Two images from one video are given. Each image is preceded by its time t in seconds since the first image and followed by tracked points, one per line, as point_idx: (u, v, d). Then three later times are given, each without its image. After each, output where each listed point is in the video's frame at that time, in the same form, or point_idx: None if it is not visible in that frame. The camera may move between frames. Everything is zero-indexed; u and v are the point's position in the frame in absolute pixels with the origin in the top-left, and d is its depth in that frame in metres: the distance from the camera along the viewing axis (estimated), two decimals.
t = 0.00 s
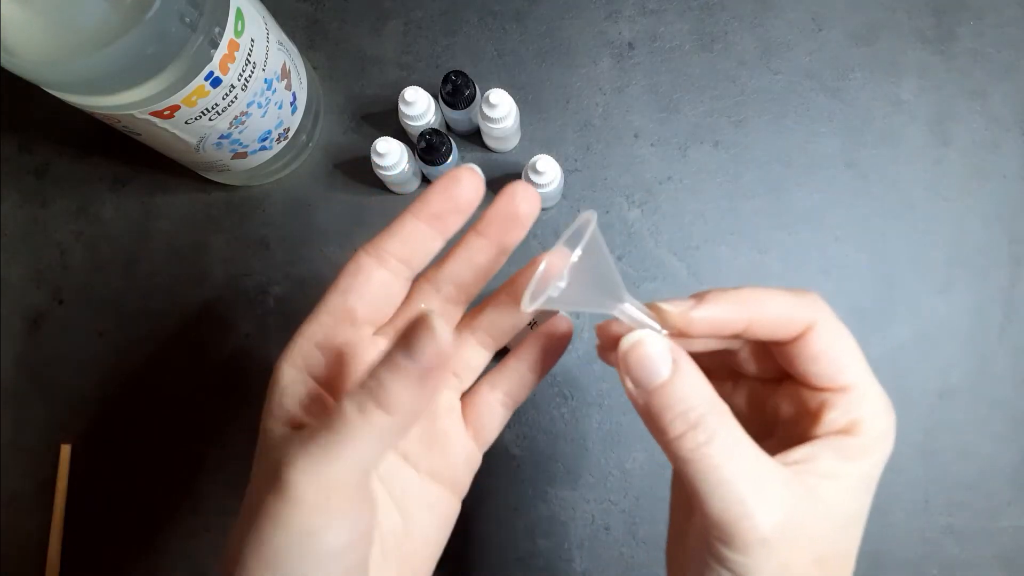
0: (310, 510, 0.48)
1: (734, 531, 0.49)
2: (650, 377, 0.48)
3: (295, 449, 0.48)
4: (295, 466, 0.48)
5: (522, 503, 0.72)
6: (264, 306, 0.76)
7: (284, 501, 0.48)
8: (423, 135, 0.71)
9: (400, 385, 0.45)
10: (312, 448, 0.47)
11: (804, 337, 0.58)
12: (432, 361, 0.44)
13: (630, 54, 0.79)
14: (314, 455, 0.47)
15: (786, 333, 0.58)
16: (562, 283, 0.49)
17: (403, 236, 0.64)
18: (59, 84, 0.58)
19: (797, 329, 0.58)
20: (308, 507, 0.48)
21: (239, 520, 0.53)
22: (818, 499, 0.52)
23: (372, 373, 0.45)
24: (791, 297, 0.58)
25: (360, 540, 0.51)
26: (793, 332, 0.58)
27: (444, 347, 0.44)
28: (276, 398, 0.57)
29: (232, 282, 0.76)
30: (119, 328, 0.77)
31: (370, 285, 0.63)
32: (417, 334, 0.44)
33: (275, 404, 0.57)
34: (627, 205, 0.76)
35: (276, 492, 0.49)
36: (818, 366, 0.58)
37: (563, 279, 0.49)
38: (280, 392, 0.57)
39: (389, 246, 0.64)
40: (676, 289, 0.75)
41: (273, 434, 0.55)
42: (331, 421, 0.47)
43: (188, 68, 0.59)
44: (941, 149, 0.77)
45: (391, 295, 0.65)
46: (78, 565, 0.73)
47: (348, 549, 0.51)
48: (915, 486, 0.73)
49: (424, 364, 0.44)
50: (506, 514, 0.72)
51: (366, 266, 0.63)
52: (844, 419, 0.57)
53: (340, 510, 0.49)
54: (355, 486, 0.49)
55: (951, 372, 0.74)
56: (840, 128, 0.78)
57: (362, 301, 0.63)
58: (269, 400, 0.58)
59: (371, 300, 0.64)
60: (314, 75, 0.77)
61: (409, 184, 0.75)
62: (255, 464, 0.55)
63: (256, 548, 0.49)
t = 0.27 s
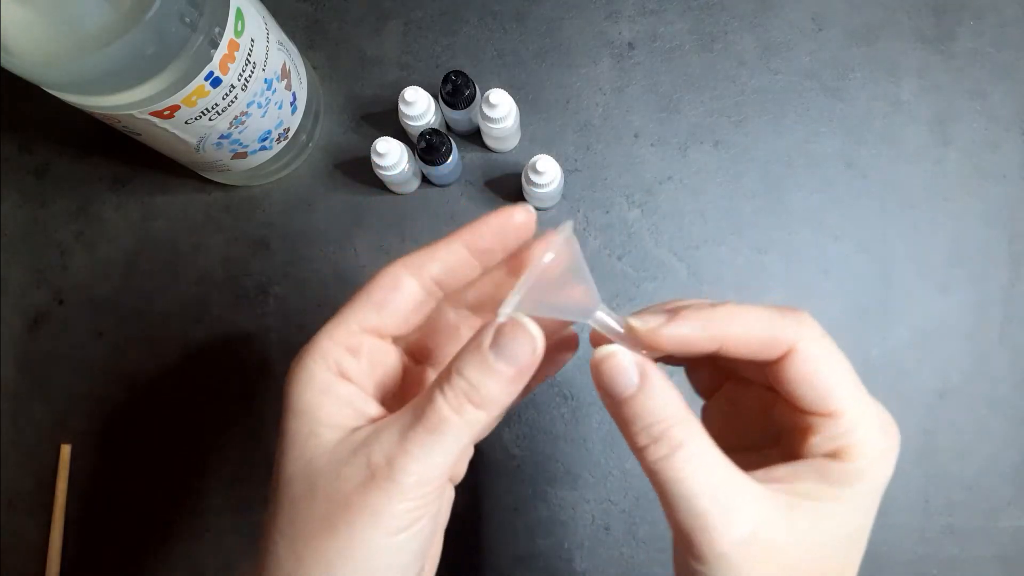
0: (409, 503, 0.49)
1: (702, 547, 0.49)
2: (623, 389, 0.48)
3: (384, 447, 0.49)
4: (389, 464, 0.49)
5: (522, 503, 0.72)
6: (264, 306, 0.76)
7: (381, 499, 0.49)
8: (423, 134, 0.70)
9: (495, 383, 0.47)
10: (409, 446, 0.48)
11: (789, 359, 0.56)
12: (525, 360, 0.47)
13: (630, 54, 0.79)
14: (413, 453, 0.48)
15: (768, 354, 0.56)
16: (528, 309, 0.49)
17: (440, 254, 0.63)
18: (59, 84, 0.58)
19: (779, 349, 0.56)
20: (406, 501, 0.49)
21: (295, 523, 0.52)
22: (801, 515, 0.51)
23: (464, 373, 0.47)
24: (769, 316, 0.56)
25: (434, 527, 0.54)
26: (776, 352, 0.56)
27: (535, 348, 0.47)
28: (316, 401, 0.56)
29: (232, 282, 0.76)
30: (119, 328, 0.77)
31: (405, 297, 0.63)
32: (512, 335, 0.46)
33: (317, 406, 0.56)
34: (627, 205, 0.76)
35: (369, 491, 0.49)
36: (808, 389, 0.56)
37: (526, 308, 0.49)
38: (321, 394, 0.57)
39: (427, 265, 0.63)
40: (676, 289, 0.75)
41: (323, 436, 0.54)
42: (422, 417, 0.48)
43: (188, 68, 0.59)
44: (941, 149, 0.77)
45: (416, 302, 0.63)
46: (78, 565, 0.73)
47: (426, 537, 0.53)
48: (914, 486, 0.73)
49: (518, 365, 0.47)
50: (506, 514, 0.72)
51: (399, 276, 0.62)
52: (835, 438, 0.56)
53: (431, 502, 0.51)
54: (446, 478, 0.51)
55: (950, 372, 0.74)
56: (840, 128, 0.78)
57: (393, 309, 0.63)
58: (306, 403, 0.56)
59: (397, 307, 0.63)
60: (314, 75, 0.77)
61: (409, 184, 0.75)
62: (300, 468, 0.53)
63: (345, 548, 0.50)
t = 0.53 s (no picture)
0: (414, 486, 0.50)
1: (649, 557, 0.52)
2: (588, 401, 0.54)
3: (394, 431, 0.50)
4: (397, 449, 0.49)
5: (522, 503, 0.73)
6: (264, 306, 0.76)
7: (386, 481, 0.49)
8: (423, 134, 0.70)
9: (507, 376, 0.47)
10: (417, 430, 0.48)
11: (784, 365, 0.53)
12: (537, 356, 0.47)
13: (630, 54, 0.79)
14: (422, 438, 0.48)
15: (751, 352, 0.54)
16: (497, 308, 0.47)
17: (454, 255, 0.61)
18: (59, 84, 0.58)
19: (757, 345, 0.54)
20: (414, 485, 0.49)
21: (305, 501, 0.52)
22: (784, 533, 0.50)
23: (477, 364, 0.47)
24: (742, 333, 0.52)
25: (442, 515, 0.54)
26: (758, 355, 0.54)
27: (549, 344, 0.46)
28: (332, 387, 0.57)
29: (232, 282, 0.76)
30: (119, 328, 0.77)
31: (419, 292, 0.62)
32: (525, 329, 0.46)
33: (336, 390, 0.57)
34: (627, 205, 0.76)
35: (376, 472, 0.49)
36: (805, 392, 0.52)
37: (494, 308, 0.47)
38: (337, 380, 0.57)
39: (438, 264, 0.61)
40: (676, 289, 0.75)
41: (339, 419, 0.55)
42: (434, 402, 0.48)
43: (187, 68, 0.59)
44: (941, 149, 0.77)
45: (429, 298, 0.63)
46: (78, 565, 0.73)
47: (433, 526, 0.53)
48: (914, 486, 0.73)
49: (530, 359, 0.47)
50: (506, 513, 0.72)
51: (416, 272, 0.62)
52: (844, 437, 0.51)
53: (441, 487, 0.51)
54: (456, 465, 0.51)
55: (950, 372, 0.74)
56: (840, 128, 0.78)
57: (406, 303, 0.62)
58: (322, 388, 0.57)
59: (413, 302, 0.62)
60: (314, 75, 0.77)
61: (409, 184, 0.75)
62: (315, 450, 0.54)
63: (350, 527, 0.50)
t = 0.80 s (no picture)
0: (425, 486, 0.49)
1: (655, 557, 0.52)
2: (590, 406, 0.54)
3: (404, 428, 0.49)
4: (408, 447, 0.48)
5: (523, 505, 0.72)
6: (262, 306, 0.75)
7: (398, 479, 0.48)
8: (422, 133, 0.70)
9: (518, 375, 0.47)
10: (428, 428, 0.47)
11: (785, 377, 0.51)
12: (548, 354, 0.46)
13: (630, 52, 0.78)
14: (432, 436, 0.47)
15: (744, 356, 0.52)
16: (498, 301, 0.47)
17: (461, 254, 0.61)
18: (59, 83, 0.57)
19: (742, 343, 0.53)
20: (424, 483, 0.49)
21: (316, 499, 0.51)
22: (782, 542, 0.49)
23: (488, 362, 0.46)
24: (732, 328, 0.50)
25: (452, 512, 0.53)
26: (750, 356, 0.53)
27: (559, 343, 0.46)
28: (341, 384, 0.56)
29: (230, 282, 0.76)
30: (117, 329, 0.76)
31: (426, 292, 0.62)
32: (536, 327, 0.45)
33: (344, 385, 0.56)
34: (627, 204, 0.76)
35: (387, 471, 0.48)
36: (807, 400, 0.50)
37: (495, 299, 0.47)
38: (348, 378, 0.57)
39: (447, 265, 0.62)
40: (677, 289, 0.74)
41: (350, 416, 0.54)
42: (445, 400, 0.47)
43: (184, 65, 0.58)
44: (944, 147, 0.76)
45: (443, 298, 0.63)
46: (75, 567, 0.73)
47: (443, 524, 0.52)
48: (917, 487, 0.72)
49: (541, 357, 0.46)
50: (506, 515, 0.72)
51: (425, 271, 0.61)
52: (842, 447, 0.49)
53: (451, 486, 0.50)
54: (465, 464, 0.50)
55: (954, 373, 0.73)
56: (843, 127, 0.77)
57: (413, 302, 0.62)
58: (334, 386, 0.56)
59: (422, 301, 0.62)
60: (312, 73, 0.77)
61: (408, 182, 0.74)
62: (327, 447, 0.53)
63: (362, 525, 0.49)
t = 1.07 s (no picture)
0: (351, 432, 0.52)
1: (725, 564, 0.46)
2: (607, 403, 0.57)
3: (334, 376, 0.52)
4: (334, 393, 0.51)
5: (523, 504, 0.72)
6: (263, 306, 0.75)
7: (326, 424, 0.51)
8: (423, 134, 0.70)
9: (437, 320, 0.50)
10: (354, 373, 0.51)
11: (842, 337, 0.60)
12: (462, 296, 0.50)
13: (630, 53, 0.78)
14: (357, 383, 0.51)
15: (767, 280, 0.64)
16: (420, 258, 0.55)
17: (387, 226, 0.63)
18: (60, 83, 0.57)
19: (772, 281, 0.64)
20: (348, 427, 0.52)
21: (258, 446, 0.55)
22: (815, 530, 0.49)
23: (408, 310, 0.50)
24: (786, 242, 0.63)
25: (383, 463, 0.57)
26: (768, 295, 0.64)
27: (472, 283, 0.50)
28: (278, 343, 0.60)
29: (231, 282, 0.76)
30: (118, 328, 0.76)
31: (357, 264, 0.65)
32: (450, 271, 0.50)
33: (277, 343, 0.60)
34: (627, 204, 0.76)
35: (315, 415, 0.52)
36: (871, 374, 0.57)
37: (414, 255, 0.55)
38: (279, 338, 0.61)
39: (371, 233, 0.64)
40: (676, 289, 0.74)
41: (286, 371, 0.58)
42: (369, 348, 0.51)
43: (186, 65, 0.59)
44: (943, 148, 0.77)
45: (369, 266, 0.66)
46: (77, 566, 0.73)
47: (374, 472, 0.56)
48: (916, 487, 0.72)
49: (456, 300, 0.50)
50: (507, 514, 0.72)
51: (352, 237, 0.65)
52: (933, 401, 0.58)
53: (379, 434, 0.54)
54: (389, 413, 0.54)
55: (952, 373, 0.74)
56: (842, 127, 0.77)
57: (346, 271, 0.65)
58: (267, 348, 0.60)
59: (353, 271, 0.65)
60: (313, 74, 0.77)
61: (408, 183, 0.75)
62: (265, 404, 0.57)
63: (296, 471, 0.53)
